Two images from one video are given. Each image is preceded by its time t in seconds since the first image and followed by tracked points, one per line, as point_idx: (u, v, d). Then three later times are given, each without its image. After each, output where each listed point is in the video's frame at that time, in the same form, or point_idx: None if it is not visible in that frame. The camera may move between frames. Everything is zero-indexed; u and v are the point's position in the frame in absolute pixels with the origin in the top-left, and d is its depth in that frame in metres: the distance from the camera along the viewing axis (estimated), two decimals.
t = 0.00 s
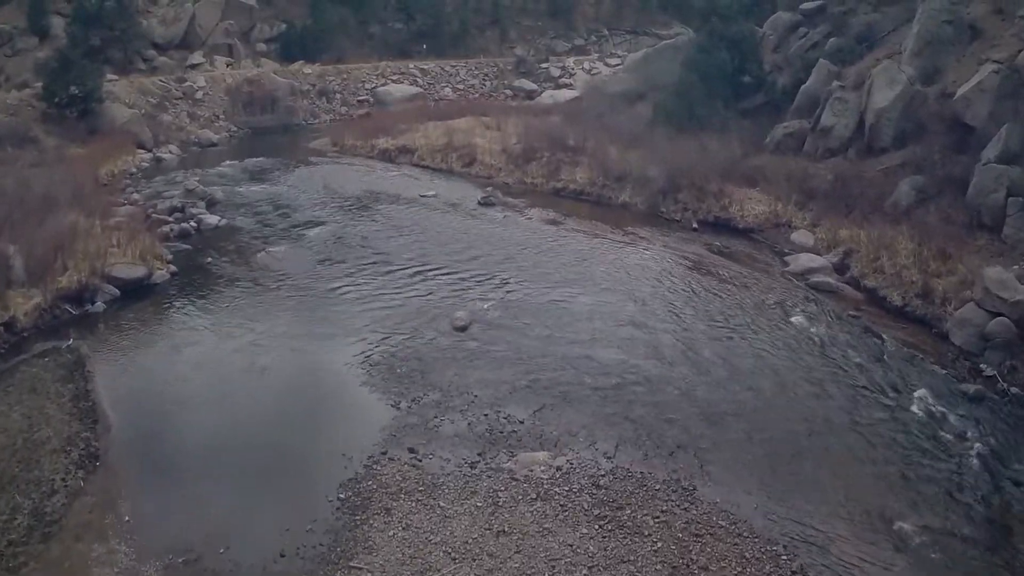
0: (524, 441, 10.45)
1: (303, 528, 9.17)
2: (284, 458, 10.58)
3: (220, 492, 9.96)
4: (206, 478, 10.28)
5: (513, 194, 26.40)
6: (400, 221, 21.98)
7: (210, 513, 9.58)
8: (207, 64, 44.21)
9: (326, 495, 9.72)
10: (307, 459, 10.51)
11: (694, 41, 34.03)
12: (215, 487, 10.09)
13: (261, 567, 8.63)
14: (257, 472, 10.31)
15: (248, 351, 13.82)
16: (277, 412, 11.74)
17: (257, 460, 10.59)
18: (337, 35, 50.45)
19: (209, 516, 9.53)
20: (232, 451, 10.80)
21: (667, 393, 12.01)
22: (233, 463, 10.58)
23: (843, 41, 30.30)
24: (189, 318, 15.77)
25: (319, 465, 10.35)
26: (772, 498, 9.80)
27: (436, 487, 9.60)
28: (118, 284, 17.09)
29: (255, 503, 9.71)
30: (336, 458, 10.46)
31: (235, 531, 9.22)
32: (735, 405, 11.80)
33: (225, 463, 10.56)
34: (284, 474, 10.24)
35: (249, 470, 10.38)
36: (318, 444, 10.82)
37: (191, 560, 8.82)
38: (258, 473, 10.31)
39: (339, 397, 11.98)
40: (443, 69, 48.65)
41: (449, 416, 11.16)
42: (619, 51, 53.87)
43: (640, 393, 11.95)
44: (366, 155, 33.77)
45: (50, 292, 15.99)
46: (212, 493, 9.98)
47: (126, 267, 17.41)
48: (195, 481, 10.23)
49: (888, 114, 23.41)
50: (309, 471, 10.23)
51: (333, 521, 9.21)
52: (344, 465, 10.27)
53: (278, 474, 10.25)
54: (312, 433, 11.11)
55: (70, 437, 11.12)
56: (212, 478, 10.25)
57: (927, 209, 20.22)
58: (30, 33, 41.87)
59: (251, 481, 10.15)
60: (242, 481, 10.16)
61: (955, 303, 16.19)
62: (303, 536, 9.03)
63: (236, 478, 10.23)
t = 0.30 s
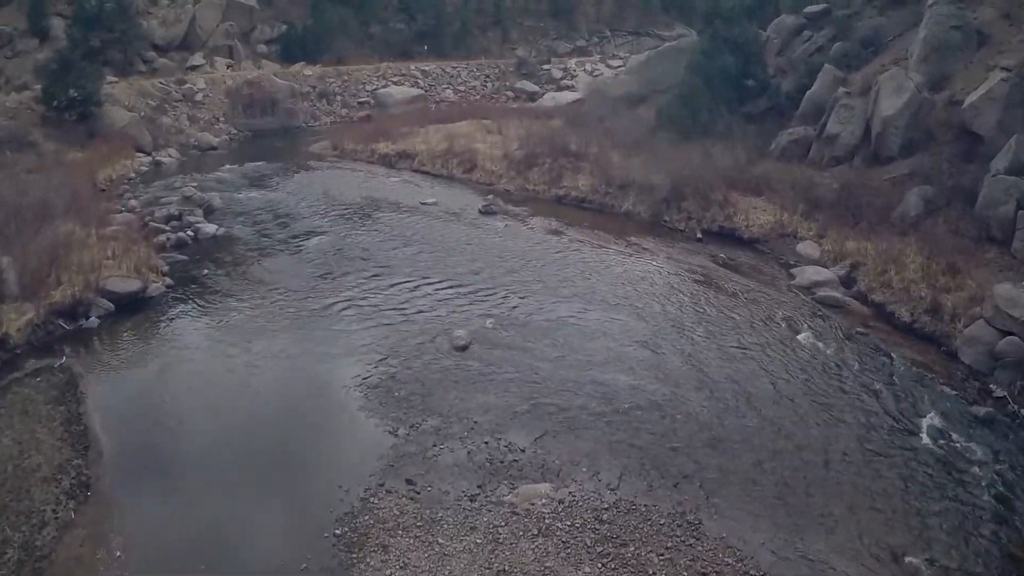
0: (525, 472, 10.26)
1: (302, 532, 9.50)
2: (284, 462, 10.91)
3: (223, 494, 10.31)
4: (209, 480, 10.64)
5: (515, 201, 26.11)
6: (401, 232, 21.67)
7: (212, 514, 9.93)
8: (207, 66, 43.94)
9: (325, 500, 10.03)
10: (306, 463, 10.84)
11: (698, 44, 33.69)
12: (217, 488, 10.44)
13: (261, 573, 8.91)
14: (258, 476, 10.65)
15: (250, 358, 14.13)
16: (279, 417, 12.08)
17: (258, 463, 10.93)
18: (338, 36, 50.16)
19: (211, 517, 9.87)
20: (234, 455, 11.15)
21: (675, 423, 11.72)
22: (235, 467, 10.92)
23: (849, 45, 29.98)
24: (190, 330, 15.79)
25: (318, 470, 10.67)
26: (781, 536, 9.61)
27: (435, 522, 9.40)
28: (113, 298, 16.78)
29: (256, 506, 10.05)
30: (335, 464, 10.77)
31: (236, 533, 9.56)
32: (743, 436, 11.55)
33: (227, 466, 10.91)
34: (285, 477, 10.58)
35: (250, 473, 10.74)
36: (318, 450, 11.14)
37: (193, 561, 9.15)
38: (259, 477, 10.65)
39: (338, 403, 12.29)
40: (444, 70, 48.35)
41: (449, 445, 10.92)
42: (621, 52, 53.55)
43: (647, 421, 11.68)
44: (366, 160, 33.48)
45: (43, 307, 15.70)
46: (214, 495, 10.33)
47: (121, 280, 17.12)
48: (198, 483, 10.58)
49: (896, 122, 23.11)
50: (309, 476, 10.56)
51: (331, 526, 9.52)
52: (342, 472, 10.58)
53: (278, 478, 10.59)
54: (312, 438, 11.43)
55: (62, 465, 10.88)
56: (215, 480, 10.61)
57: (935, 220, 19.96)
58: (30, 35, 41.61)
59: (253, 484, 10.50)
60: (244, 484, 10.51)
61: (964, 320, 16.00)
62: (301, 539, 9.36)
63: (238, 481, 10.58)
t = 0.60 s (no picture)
0: (528, 506, 10.12)
1: (299, 541, 9.80)
2: (283, 469, 11.18)
3: (222, 500, 10.58)
4: (209, 485, 10.91)
5: (516, 209, 25.78)
6: (403, 242, 21.28)
7: (212, 520, 10.21)
8: (206, 67, 43.64)
9: (323, 510, 10.30)
10: (305, 471, 11.11)
11: (701, 47, 33.33)
12: (217, 493, 10.72)
13: None
14: (258, 482, 10.92)
15: (250, 363, 14.34)
16: (277, 422, 12.36)
17: (258, 469, 11.20)
18: (338, 38, 49.85)
19: (211, 522, 10.16)
20: (234, 460, 11.41)
21: (682, 449, 11.46)
22: (234, 471, 11.20)
23: (855, 49, 29.63)
24: (190, 337, 15.89)
25: (317, 478, 10.93)
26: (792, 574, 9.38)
27: (435, 562, 9.29)
28: (108, 314, 16.43)
29: (255, 512, 10.32)
30: (333, 473, 11.01)
31: (235, 539, 9.87)
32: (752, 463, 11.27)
33: (227, 471, 11.18)
34: (283, 484, 10.86)
35: (250, 478, 11.02)
36: (316, 458, 11.38)
37: (192, 566, 9.46)
38: (258, 483, 10.92)
39: (338, 410, 12.51)
40: (445, 72, 48.03)
41: (449, 475, 10.73)
42: (622, 53, 53.27)
43: (650, 447, 11.41)
44: (366, 165, 33.18)
45: (36, 323, 15.34)
46: (213, 500, 10.61)
47: (115, 295, 16.76)
48: (199, 487, 10.86)
49: (903, 130, 22.80)
50: (308, 484, 10.83)
51: (328, 537, 9.81)
52: (341, 481, 10.83)
53: (277, 485, 10.85)
54: (311, 446, 11.66)
55: (54, 494, 10.69)
56: (215, 485, 10.88)
57: (943, 233, 19.67)
58: (28, 36, 41.27)
59: (252, 490, 10.77)
60: (243, 490, 10.78)
61: (974, 337, 15.84)
62: (299, 548, 9.66)
63: (238, 486, 10.86)
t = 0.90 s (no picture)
0: (533, 542, 9.96)
1: (297, 546, 10.16)
2: (280, 476, 11.46)
3: (220, 507, 10.87)
4: (207, 492, 11.19)
5: (516, 217, 25.49)
6: (402, 252, 20.65)
7: (211, 527, 10.53)
8: (203, 70, 43.27)
9: (320, 518, 10.59)
10: (303, 478, 11.40)
11: (703, 51, 33.05)
12: (215, 501, 11.01)
13: None
14: (255, 490, 11.20)
15: (246, 372, 14.56)
16: (271, 428, 12.68)
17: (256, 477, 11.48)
18: (337, 38, 49.43)
19: (210, 529, 10.48)
20: (232, 468, 11.68)
21: (688, 479, 11.32)
22: (231, 478, 11.50)
23: (858, 54, 29.36)
24: (186, 347, 15.94)
25: (314, 486, 11.22)
26: None
27: None
28: (101, 331, 16.06)
29: (254, 518, 10.67)
30: (330, 480, 11.29)
31: (235, 544, 10.22)
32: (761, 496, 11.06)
33: (225, 479, 11.47)
34: (281, 491, 11.15)
35: (248, 486, 11.30)
36: (313, 465, 11.65)
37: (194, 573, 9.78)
38: (256, 490, 11.21)
39: (334, 418, 12.77)
40: (444, 74, 47.70)
41: (451, 509, 10.56)
42: (621, 55, 52.96)
43: (655, 478, 11.29)
44: (364, 170, 32.88)
45: (27, 341, 14.97)
46: (212, 507, 10.89)
47: (108, 311, 16.39)
48: (198, 495, 11.15)
49: (909, 139, 22.55)
50: (305, 491, 11.12)
51: (325, 540, 10.18)
52: (337, 488, 11.11)
53: (274, 492, 11.14)
54: (308, 453, 11.93)
55: (46, 527, 10.46)
56: (214, 493, 11.16)
57: (949, 246, 19.44)
58: (23, 39, 40.89)
59: (250, 498, 11.05)
60: (241, 498, 11.07)
61: (983, 356, 15.64)
62: (297, 553, 10.03)
63: (236, 494, 11.14)
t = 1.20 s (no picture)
0: None
1: (297, 548, 10.44)
2: (281, 483, 11.70)
3: (221, 513, 11.13)
4: (208, 499, 11.45)
5: (520, 226, 25.18)
6: (404, 262, 20.37)
7: (212, 532, 10.79)
8: (203, 72, 42.93)
9: (318, 521, 10.87)
10: (302, 484, 11.64)
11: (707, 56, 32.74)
12: (216, 508, 11.25)
13: None
14: (255, 496, 11.45)
15: (246, 378, 14.70)
16: (270, 432, 12.93)
17: (256, 483, 11.73)
18: (336, 39, 49.02)
19: (211, 535, 10.74)
20: (232, 476, 11.92)
21: (703, 509, 11.14)
22: (231, 484, 11.75)
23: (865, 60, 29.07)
24: (189, 353, 15.99)
25: (313, 492, 11.47)
26: None
27: None
28: (98, 348, 15.65)
29: (254, 523, 10.93)
30: (329, 487, 11.52)
31: (237, 548, 10.49)
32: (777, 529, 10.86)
33: (225, 487, 11.71)
34: (281, 497, 11.40)
35: (248, 493, 11.55)
36: (311, 471, 11.91)
37: None
38: (256, 497, 11.46)
39: (333, 424, 12.98)
40: (444, 76, 47.39)
41: (461, 544, 10.35)
42: (623, 56, 52.65)
43: (666, 508, 11.09)
44: (365, 175, 32.56)
45: (22, 362, 14.59)
46: (213, 514, 11.15)
47: (104, 328, 15.97)
48: (198, 502, 11.39)
49: (918, 149, 22.27)
50: (305, 497, 11.37)
51: (324, 543, 10.46)
52: (336, 494, 11.35)
53: (275, 499, 11.39)
54: (306, 459, 12.18)
55: (44, 561, 10.20)
56: (214, 500, 11.40)
57: (960, 259, 19.19)
58: (22, 40, 40.50)
59: (250, 503, 11.31)
60: (241, 504, 11.32)
61: (996, 374, 15.35)
62: (297, 555, 10.31)
63: (236, 500, 11.40)
